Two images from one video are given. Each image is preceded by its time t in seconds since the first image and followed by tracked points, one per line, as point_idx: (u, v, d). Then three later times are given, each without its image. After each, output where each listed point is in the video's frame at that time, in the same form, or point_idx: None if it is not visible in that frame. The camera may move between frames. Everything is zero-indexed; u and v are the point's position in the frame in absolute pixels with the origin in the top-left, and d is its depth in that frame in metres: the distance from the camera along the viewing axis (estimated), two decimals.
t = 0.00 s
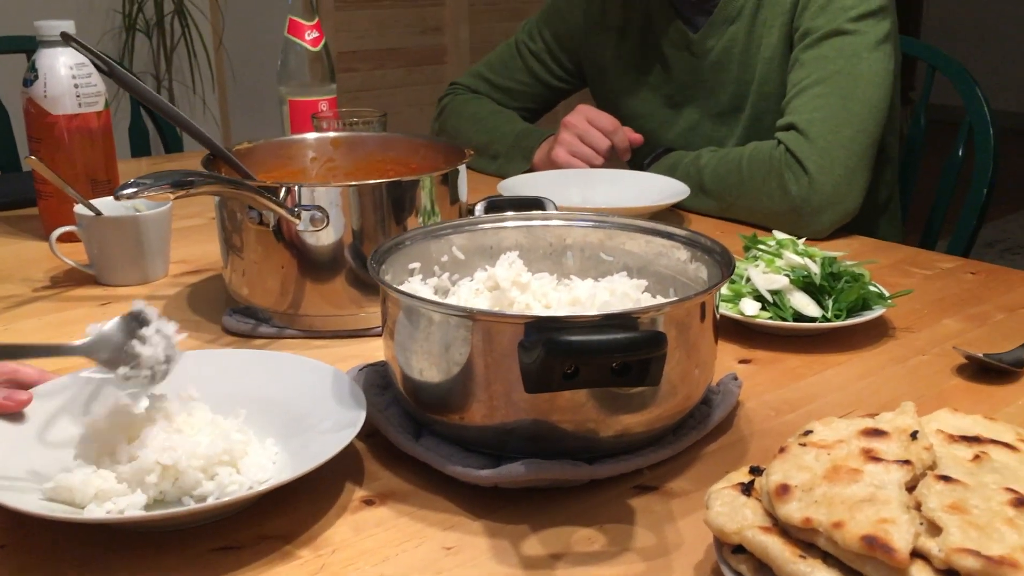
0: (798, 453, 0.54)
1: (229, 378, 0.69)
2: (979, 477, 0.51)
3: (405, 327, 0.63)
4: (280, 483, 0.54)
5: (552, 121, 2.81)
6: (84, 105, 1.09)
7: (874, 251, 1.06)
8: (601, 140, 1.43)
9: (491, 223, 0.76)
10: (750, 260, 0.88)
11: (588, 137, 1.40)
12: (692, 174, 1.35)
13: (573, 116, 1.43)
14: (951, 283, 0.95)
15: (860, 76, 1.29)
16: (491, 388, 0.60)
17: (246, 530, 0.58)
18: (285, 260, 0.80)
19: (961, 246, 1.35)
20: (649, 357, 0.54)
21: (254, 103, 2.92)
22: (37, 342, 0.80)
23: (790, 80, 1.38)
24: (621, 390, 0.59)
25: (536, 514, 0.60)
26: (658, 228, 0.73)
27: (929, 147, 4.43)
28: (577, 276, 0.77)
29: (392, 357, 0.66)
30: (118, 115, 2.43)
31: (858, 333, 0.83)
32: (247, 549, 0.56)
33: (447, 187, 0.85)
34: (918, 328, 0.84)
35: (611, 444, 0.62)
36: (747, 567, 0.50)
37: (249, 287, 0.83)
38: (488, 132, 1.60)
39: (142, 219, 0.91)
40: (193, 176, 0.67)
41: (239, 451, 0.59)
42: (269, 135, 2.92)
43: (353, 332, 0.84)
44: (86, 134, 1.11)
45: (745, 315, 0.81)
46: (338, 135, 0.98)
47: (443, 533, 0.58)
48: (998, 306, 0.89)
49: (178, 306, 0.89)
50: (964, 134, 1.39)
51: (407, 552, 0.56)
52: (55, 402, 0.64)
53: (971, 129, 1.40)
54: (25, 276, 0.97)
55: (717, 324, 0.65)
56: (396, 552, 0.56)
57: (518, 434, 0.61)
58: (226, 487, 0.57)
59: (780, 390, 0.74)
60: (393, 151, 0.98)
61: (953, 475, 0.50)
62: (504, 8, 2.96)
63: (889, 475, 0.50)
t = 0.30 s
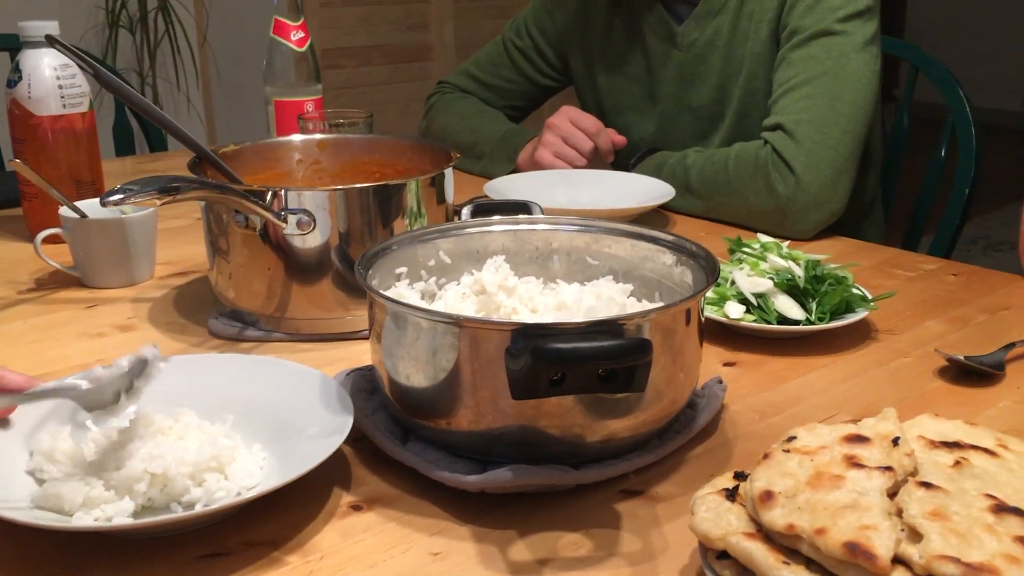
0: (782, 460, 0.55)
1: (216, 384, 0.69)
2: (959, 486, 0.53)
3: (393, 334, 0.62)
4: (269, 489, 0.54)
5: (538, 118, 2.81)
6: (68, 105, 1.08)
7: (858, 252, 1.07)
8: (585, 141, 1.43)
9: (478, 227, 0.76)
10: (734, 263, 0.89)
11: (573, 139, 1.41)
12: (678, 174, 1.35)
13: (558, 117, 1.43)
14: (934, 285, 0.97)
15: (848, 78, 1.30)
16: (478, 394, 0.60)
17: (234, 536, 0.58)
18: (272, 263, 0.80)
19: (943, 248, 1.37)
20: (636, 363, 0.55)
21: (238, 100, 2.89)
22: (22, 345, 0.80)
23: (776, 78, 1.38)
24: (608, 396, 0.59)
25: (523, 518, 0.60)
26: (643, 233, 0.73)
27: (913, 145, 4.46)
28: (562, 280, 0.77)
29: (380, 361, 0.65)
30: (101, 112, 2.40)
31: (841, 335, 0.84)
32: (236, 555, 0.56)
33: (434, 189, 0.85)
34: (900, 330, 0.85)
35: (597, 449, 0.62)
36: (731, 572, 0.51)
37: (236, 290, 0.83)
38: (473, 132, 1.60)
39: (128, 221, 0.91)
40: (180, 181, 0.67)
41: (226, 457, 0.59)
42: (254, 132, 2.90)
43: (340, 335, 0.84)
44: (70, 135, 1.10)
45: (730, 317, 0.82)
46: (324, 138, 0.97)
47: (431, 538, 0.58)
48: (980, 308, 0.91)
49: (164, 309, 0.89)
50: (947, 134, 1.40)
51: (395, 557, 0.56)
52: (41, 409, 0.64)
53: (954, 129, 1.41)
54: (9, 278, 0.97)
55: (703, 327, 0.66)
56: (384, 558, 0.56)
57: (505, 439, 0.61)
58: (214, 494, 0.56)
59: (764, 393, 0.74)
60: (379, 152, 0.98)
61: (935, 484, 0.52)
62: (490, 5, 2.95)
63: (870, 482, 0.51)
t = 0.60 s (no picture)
0: (757, 457, 0.56)
1: (198, 383, 0.69)
2: (928, 481, 0.54)
3: (373, 330, 0.63)
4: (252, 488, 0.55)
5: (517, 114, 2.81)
6: (44, 101, 1.07)
7: (832, 250, 1.09)
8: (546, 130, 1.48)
9: (458, 225, 0.77)
10: (711, 261, 0.91)
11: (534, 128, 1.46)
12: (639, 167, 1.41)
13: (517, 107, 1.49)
14: (906, 282, 0.99)
15: (809, 67, 1.32)
16: (459, 392, 0.60)
17: (217, 535, 0.58)
18: (252, 261, 0.80)
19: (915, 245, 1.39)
20: (615, 363, 0.55)
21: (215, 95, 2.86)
22: None
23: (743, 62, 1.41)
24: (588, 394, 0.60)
25: (504, 515, 0.61)
26: (622, 233, 0.74)
27: (886, 141, 4.51)
28: (542, 279, 0.78)
29: (361, 358, 0.66)
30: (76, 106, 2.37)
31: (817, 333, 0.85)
32: (219, 554, 0.56)
33: (416, 187, 0.86)
34: (873, 328, 0.88)
35: (577, 446, 0.63)
36: (708, 567, 0.52)
37: (215, 288, 0.83)
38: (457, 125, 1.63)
39: (107, 218, 0.90)
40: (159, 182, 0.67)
41: (209, 457, 0.59)
42: (231, 127, 2.87)
43: (320, 333, 0.84)
44: (47, 132, 1.09)
45: (707, 315, 0.83)
46: (304, 135, 0.98)
47: (413, 536, 0.58)
48: (951, 305, 0.93)
49: (143, 307, 0.89)
50: (919, 133, 1.43)
51: (378, 555, 0.56)
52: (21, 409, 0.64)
53: (926, 128, 1.43)
54: None
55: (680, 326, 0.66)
56: (367, 555, 0.56)
57: (485, 437, 0.61)
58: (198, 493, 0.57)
59: (740, 390, 0.76)
60: (358, 150, 0.99)
61: (904, 480, 0.54)
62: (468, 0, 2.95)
63: (843, 478, 0.53)
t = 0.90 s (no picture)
0: (729, 450, 0.58)
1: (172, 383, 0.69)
2: (895, 472, 0.56)
3: (349, 328, 0.63)
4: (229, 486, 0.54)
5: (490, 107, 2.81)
6: (12, 96, 1.05)
7: (801, 244, 1.11)
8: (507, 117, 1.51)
9: (432, 222, 0.77)
10: (682, 256, 0.92)
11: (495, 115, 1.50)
12: (599, 154, 1.45)
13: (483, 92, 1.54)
14: (874, 275, 1.01)
15: (770, 58, 1.34)
16: (434, 388, 0.60)
17: (194, 532, 0.58)
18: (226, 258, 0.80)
19: (881, 238, 1.42)
20: (589, 359, 0.56)
21: (184, 87, 2.83)
22: None
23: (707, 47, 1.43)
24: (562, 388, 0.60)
25: (480, 509, 0.61)
26: (595, 228, 0.75)
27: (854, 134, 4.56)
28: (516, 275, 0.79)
29: (336, 355, 0.66)
30: (41, 100, 2.33)
31: (787, 327, 0.87)
32: (196, 551, 0.56)
33: (390, 184, 0.86)
34: (841, 321, 0.89)
35: (551, 440, 0.63)
36: (681, 558, 0.53)
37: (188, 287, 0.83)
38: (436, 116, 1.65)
39: (78, 214, 0.89)
40: (132, 179, 0.66)
41: (186, 455, 0.59)
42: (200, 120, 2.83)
43: (294, 330, 0.85)
44: (14, 128, 1.07)
45: (679, 309, 0.84)
46: (275, 131, 0.98)
47: (391, 531, 0.59)
48: (917, 298, 0.95)
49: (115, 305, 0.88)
50: (886, 128, 1.45)
51: (356, 550, 0.56)
52: None
53: (892, 123, 1.45)
54: None
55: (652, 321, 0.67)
56: (345, 551, 0.56)
57: (461, 433, 0.62)
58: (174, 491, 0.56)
59: (712, 383, 0.77)
60: (331, 146, 0.99)
61: (871, 470, 0.55)
62: None
63: (812, 471, 0.54)
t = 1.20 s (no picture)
0: (694, 440, 0.58)
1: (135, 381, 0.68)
2: (857, 459, 0.57)
3: (315, 323, 0.62)
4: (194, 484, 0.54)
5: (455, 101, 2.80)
6: None
7: (765, 235, 1.12)
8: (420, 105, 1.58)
9: (398, 215, 0.77)
10: (648, 248, 0.93)
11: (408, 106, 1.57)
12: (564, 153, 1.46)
13: (399, 83, 1.63)
14: (836, 265, 1.03)
15: (738, 59, 1.35)
16: (401, 383, 0.60)
17: (160, 531, 0.57)
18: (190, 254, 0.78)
19: (843, 228, 1.44)
20: (555, 351, 0.56)
21: (144, 82, 2.78)
22: None
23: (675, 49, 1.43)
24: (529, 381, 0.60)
25: (448, 502, 0.61)
26: (560, 221, 0.75)
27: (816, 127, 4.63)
28: (481, 269, 0.79)
29: (302, 351, 0.65)
30: None
31: (751, 317, 0.88)
32: (162, 550, 0.55)
33: (355, 179, 0.86)
34: (804, 311, 0.91)
35: (518, 433, 0.63)
36: (648, 548, 0.53)
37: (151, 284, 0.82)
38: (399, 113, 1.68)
39: (35, 211, 0.87)
40: (92, 175, 0.65)
41: (150, 453, 0.58)
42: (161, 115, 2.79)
43: (258, 326, 0.84)
44: None
45: (644, 301, 0.85)
46: (238, 127, 0.97)
47: (358, 526, 0.58)
48: (877, 287, 0.97)
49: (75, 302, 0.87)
50: (846, 120, 1.48)
51: (323, 546, 0.56)
52: None
53: (852, 116, 1.48)
54: None
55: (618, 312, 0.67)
56: (312, 547, 0.56)
57: (428, 427, 0.61)
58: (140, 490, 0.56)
59: (677, 374, 0.78)
60: (294, 142, 0.99)
61: (834, 458, 0.56)
62: None
63: (776, 459, 0.55)
